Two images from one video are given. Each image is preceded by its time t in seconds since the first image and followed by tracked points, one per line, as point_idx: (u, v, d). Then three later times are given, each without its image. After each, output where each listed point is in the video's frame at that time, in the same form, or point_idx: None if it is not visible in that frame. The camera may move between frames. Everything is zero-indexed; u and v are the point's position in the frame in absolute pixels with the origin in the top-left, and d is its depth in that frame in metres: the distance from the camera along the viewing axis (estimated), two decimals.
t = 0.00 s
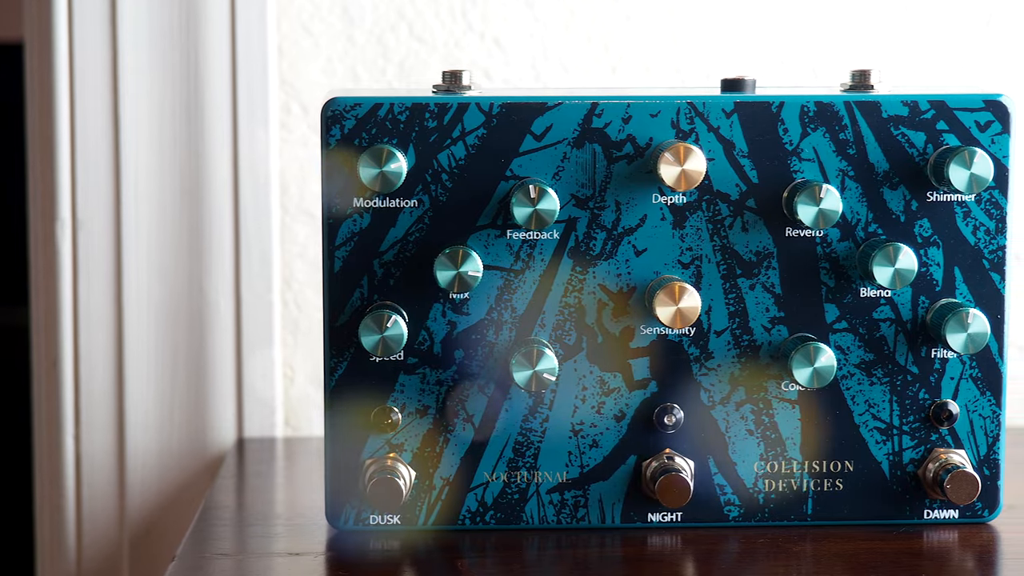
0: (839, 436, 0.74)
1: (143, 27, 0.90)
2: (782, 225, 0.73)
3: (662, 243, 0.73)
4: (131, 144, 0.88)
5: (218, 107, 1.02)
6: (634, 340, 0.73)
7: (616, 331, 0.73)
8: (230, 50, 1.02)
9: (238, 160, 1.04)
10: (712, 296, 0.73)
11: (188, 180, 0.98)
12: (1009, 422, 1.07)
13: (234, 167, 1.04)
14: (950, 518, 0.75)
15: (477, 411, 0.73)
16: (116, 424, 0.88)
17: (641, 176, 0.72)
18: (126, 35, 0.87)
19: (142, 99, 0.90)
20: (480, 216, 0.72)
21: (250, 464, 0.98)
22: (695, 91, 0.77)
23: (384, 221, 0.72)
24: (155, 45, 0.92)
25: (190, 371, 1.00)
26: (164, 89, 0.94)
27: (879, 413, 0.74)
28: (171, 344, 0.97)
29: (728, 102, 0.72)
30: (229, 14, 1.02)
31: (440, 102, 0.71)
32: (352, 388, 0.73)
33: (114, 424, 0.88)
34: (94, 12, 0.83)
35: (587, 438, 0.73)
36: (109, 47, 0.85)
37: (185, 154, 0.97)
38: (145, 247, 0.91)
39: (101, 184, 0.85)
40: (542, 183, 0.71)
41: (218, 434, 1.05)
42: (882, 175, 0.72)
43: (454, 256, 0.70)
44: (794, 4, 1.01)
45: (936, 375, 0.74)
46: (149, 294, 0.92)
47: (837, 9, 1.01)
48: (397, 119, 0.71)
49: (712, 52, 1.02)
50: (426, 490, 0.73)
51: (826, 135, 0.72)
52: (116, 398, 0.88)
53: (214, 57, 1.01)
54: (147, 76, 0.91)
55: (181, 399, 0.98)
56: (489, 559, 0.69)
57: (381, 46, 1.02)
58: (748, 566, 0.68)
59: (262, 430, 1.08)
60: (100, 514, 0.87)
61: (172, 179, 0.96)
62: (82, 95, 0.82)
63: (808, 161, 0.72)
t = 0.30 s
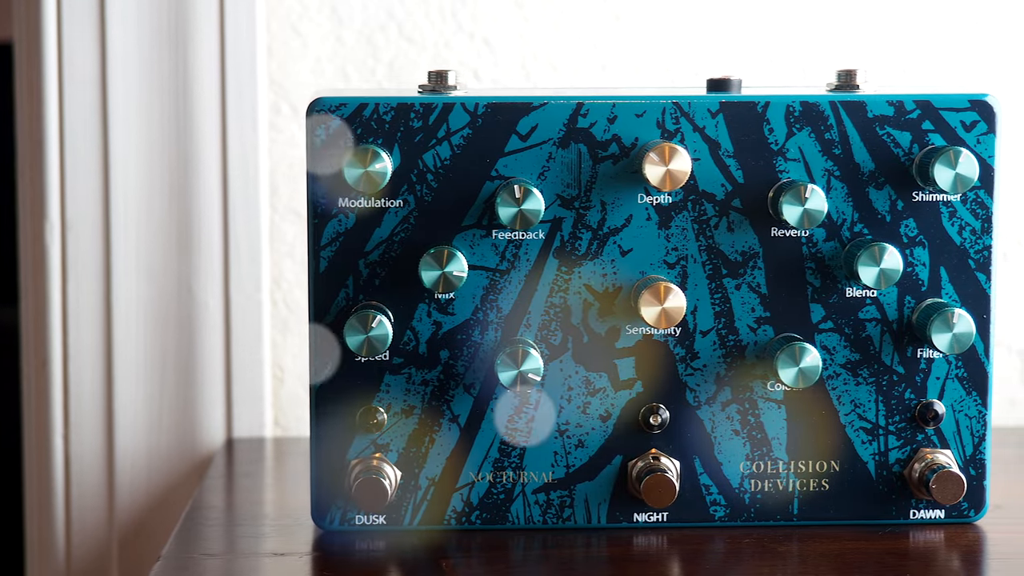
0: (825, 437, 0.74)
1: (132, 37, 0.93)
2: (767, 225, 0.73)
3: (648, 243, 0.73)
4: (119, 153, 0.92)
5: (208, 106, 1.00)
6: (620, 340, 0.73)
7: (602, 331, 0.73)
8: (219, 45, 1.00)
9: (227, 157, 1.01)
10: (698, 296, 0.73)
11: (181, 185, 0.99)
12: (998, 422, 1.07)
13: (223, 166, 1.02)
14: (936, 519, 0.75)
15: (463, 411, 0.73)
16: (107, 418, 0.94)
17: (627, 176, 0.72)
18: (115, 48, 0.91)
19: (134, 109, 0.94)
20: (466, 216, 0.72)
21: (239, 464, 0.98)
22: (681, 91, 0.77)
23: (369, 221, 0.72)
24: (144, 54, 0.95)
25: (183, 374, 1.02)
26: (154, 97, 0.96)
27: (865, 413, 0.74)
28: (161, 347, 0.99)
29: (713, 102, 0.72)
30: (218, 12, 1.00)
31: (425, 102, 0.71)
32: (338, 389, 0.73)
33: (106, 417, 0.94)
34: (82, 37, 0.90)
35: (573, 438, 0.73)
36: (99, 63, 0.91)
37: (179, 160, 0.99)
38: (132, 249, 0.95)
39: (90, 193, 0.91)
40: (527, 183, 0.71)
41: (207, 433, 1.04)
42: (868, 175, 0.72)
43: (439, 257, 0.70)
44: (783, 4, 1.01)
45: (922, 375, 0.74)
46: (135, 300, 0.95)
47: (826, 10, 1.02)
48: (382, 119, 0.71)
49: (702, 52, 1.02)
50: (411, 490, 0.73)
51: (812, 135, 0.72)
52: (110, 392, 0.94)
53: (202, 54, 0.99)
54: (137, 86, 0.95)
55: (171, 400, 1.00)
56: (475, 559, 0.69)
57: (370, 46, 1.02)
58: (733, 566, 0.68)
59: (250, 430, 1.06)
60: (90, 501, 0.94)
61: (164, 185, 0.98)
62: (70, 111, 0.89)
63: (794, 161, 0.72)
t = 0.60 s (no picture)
0: (811, 437, 0.74)
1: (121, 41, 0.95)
2: (753, 225, 0.73)
3: (633, 243, 0.72)
4: (108, 151, 0.95)
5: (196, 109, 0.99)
6: (605, 340, 0.73)
7: (587, 331, 0.73)
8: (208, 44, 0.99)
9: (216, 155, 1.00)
10: (683, 296, 0.73)
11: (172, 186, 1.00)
12: (988, 422, 1.07)
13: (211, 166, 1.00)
14: (922, 519, 0.75)
15: (448, 411, 0.73)
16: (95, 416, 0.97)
17: (612, 176, 0.72)
18: (102, 57, 0.94)
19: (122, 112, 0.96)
20: (451, 216, 0.72)
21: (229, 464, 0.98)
22: (667, 91, 0.77)
23: (355, 221, 0.72)
24: (134, 57, 0.97)
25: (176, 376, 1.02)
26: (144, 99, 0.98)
27: (851, 413, 0.74)
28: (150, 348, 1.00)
29: (699, 102, 0.72)
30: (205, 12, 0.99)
31: (410, 102, 0.71)
32: (323, 389, 0.73)
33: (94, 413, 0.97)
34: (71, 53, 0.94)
35: (559, 438, 0.73)
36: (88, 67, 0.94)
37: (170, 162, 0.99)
38: (117, 250, 0.97)
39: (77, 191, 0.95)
40: (512, 183, 0.71)
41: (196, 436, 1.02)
42: (853, 175, 0.72)
43: (424, 256, 0.70)
44: (772, 4, 1.01)
45: (907, 375, 0.73)
46: (122, 302, 0.97)
47: (815, 10, 1.02)
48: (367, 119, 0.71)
49: (691, 52, 1.02)
50: (397, 490, 0.73)
51: (797, 135, 0.72)
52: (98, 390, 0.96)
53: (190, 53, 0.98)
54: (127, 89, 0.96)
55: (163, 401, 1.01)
56: (460, 559, 0.69)
57: (359, 46, 1.02)
58: (719, 566, 0.68)
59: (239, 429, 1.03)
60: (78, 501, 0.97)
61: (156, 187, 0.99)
62: (60, 109, 0.94)
63: (779, 161, 0.72)
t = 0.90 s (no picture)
0: (795, 437, 0.74)
1: (110, 19, 0.90)
2: (737, 226, 0.73)
3: (618, 243, 0.72)
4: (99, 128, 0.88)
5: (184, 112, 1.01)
6: (590, 341, 0.73)
7: (572, 332, 0.73)
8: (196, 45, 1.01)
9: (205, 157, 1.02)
10: (668, 296, 0.73)
11: (160, 179, 0.99)
12: (977, 422, 1.07)
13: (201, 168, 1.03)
14: (908, 519, 0.75)
15: (433, 411, 0.73)
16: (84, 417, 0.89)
17: (597, 176, 0.72)
18: (92, 27, 0.87)
19: (112, 95, 0.91)
20: (436, 216, 0.72)
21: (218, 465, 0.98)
22: (653, 91, 0.77)
23: (339, 221, 0.72)
24: (121, 37, 0.92)
25: (161, 370, 1.01)
26: (133, 82, 0.95)
27: (836, 413, 0.74)
28: (138, 341, 0.97)
29: (683, 102, 0.72)
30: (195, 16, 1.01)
31: (394, 102, 0.71)
32: (307, 390, 0.72)
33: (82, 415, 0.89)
34: (61, 20, 0.85)
35: (544, 438, 0.73)
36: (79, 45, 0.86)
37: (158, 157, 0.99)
38: (111, 240, 0.91)
39: (67, 182, 0.86)
40: (496, 183, 0.71)
41: (184, 434, 1.03)
42: (838, 175, 0.72)
43: (408, 256, 0.70)
44: (760, 5, 1.01)
45: (892, 375, 0.73)
46: (116, 295, 0.92)
47: (803, 11, 1.02)
48: (352, 119, 0.71)
49: (680, 53, 1.02)
50: (381, 491, 0.73)
51: (782, 135, 0.72)
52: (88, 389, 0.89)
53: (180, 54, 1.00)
54: (116, 71, 0.92)
55: (149, 396, 0.99)
56: (445, 559, 0.69)
57: (348, 45, 1.02)
58: (704, 566, 0.68)
59: (228, 430, 1.06)
60: (66, 501, 0.89)
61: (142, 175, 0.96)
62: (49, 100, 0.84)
63: (764, 161, 0.72)
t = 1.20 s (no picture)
0: (781, 437, 0.74)
1: (98, 11, 0.88)
2: (723, 226, 0.72)
3: (603, 243, 0.72)
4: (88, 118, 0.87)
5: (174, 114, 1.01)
6: (576, 341, 0.73)
7: (558, 332, 0.73)
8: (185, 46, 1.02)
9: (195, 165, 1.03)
10: (654, 296, 0.73)
11: (149, 175, 0.98)
12: (967, 422, 1.07)
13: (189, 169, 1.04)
14: (894, 519, 0.75)
15: (419, 412, 0.73)
16: (74, 418, 0.87)
17: (582, 176, 0.72)
18: (79, 17, 0.86)
19: (101, 89, 0.89)
20: (421, 217, 0.72)
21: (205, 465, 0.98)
22: (638, 91, 0.77)
23: (324, 221, 0.72)
24: (110, 28, 0.91)
25: (149, 371, 0.99)
26: (119, 76, 0.92)
27: (822, 413, 0.74)
28: (127, 340, 0.95)
29: (669, 102, 0.72)
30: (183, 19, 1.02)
31: (379, 102, 0.71)
32: (292, 390, 0.72)
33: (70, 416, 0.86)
34: (48, 18, 0.83)
35: (529, 439, 0.73)
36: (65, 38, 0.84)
37: (146, 156, 0.97)
38: (101, 236, 0.89)
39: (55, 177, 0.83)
40: (481, 183, 0.71)
41: (172, 435, 1.04)
42: (824, 175, 0.72)
43: (393, 257, 0.70)
44: (749, 6, 1.02)
45: (878, 375, 0.73)
46: (104, 293, 0.90)
47: (792, 12, 1.02)
48: (337, 119, 0.71)
49: (669, 53, 1.02)
50: (367, 491, 0.73)
51: (767, 135, 0.72)
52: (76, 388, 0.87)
53: (170, 53, 1.00)
54: (103, 63, 0.89)
55: (138, 394, 0.97)
56: (431, 559, 0.69)
57: (338, 46, 1.02)
58: (690, 566, 0.68)
59: (217, 431, 1.07)
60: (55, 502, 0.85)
61: (128, 171, 0.94)
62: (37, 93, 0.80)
63: (749, 161, 0.72)
